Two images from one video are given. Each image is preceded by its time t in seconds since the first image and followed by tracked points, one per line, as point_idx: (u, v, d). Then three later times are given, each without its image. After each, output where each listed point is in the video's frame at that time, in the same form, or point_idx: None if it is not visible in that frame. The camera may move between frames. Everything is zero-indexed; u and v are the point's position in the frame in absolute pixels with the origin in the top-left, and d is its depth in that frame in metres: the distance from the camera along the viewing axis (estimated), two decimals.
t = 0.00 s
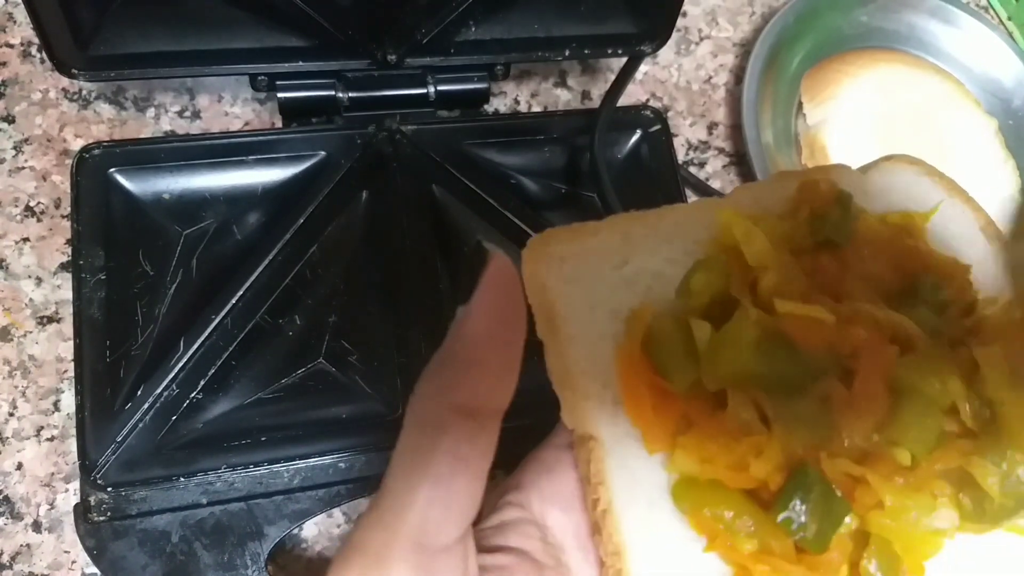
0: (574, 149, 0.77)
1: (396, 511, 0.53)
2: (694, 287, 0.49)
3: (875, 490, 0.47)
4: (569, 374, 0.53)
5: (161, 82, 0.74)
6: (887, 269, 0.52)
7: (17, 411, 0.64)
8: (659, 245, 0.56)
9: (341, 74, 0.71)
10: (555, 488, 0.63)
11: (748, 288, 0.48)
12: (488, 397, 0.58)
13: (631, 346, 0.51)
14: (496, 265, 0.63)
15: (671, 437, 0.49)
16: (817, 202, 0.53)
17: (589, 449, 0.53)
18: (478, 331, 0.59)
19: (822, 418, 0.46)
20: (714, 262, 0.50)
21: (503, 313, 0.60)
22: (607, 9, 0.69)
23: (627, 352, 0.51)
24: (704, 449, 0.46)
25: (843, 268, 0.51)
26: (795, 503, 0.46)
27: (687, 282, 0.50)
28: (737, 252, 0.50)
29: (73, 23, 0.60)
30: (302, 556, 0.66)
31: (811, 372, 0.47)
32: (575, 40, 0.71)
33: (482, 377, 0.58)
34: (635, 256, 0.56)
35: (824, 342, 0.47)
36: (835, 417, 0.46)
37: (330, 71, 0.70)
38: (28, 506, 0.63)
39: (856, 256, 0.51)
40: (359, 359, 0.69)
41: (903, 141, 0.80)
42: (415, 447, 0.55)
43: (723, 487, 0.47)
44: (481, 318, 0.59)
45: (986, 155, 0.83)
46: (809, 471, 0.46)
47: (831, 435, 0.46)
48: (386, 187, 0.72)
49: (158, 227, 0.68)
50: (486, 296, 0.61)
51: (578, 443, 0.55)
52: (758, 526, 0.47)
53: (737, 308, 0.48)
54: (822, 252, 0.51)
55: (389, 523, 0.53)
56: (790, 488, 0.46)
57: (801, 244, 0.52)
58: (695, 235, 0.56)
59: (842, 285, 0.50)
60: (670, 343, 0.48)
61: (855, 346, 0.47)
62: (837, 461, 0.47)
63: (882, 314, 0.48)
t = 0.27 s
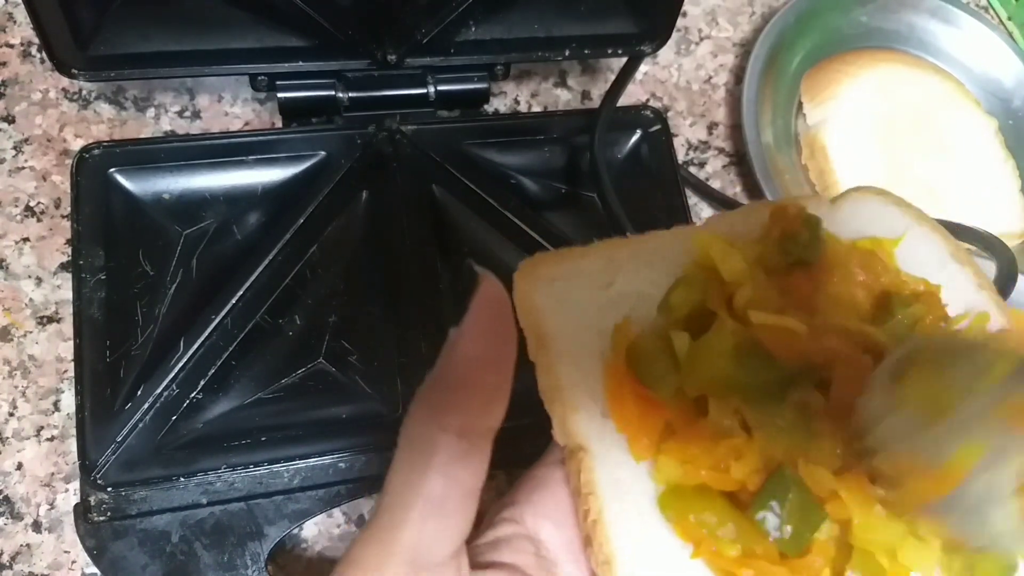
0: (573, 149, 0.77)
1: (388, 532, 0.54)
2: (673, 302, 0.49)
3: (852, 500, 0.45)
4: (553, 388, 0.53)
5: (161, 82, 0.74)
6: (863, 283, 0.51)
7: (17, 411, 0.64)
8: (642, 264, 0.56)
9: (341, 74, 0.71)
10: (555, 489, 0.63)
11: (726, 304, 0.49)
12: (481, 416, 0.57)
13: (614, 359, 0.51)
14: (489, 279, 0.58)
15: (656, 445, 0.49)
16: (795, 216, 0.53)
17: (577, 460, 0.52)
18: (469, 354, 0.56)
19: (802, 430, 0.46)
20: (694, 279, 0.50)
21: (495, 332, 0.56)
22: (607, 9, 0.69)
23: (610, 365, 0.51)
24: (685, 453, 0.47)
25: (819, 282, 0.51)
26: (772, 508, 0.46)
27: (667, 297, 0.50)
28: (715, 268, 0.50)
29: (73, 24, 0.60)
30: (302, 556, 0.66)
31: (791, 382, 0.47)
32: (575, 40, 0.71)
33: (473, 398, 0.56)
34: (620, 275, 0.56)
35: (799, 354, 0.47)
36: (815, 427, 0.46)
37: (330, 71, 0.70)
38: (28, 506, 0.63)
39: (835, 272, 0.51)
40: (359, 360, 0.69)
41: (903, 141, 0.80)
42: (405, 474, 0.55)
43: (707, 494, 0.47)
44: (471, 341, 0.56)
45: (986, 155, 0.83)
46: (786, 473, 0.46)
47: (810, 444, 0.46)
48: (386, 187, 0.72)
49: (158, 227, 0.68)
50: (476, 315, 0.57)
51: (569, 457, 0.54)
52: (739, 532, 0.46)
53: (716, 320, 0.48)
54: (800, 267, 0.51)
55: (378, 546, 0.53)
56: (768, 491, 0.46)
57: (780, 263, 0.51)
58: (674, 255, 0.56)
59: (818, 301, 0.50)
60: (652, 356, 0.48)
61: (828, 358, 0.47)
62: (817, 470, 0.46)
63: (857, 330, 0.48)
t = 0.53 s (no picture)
0: (573, 149, 0.77)
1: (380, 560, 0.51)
2: (688, 324, 0.48)
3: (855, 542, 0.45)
4: (559, 408, 0.53)
5: (161, 82, 0.74)
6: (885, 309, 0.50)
7: (17, 411, 0.64)
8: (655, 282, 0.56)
9: (340, 74, 0.71)
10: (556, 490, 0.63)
11: (742, 327, 0.48)
12: (476, 439, 0.56)
13: (623, 381, 0.51)
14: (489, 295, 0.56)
15: (663, 472, 0.48)
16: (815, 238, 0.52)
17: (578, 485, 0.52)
18: (468, 374, 0.55)
19: (812, 463, 0.45)
20: (709, 299, 0.49)
21: (495, 352, 0.55)
22: (607, 9, 0.69)
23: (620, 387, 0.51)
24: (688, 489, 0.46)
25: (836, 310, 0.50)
26: (777, 544, 0.45)
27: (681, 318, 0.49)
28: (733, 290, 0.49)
29: (73, 24, 0.60)
30: (302, 556, 0.66)
31: (803, 412, 0.46)
32: (576, 40, 0.71)
33: (470, 420, 0.55)
34: (633, 291, 0.56)
35: (813, 384, 0.47)
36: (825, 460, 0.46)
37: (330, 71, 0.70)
38: (28, 506, 0.63)
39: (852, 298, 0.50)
40: (359, 360, 0.69)
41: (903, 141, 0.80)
42: (399, 496, 0.53)
43: (711, 525, 0.47)
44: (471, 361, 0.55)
45: (986, 155, 0.83)
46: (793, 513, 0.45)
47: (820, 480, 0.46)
48: (387, 188, 0.73)
49: (158, 227, 0.69)
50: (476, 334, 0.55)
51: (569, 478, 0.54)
52: (744, 570, 0.46)
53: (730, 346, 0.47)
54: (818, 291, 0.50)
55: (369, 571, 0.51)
56: (773, 530, 0.45)
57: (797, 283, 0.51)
58: (690, 273, 0.57)
59: (834, 327, 0.49)
60: (662, 380, 0.48)
61: (842, 391, 0.47)
62: (823, 508, 0.46)
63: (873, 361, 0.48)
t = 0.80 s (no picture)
0: (573, 149, 0.77)
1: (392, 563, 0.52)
2: (703, 349, 0.47)
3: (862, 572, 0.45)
4: (568, 431, 0.52)
5: (161, 82, 0.74)
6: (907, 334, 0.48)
7: (17, 411, 0.64)
8: (670, 302, 0.55)
9: (340, 74, 0.71)
10: (556, 491, 0.62)
11: (759, 355, 0.46)
12: (486, 453, 0.55)
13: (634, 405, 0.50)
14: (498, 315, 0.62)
15: (672, 498, 0.47)
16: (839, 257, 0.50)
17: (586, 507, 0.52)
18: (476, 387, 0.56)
19: (823, 493, 0.45)
20: (726, 325, 0.48)
21: (503, 366, 0.57)
22: (607, 9, 0.69)
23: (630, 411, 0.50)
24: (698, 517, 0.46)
25: (864, 329, 0.47)
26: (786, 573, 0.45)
27: (697, 343, 0.48)
28: (749, 315, 0.48)
29: (73, 24, 0.60)
30: (302, 556, 0.66)
31: (818, 442, 0.45)
32: (575, 40, 0.71)
33: (479, 433, 0.55)
34: (647, 312, 0.55)
35: (831, 413, 0.45)
36: (835, 490, 0.45)
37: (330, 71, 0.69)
38: (28, 506, 0.63)
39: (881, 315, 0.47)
40: (359, 359, 0.69)
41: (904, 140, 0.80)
42: (409, 504, 0.54)
43: (718, 552, 0.46)
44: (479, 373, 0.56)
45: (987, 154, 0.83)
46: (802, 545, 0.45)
47: (829, 509, 0.45)
48: (387, 187, 0.73)
49: (158, 227, 0.69)
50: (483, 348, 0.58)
51: (576, 496, 0.54)
52: None
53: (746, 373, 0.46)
54: (841, 311, 0.48)
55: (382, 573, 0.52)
56: (782, 558, 0.45)
57: (819, 304, 0.48)
58: (706, 295, 0.55)
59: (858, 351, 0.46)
60: (675, 407, 0.47)
61: (860, 419, 0.45)
62: (830, 536, 0.46)
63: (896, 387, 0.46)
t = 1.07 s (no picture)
0: (573, 149, 0.77)
1: (400, 562, 0.54)
2: (719, 343, 0.48)
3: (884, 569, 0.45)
4: (582, 426, 0.53)
5: (161, 82, 0.74)
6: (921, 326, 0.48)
7: (17, 411, 0.64)
8: (685, 295, 0.56)
9: (340, 74, 0.71)
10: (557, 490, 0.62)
11: (778, 349, 0.46)
12: (496, 451, 0.57)
13: (650, 403, 0.51)
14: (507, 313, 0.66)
15: (691, 494, 0.48)
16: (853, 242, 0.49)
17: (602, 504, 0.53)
18: (486, 385, 0.59)
19: (842, 488, 0.45)
20: (744, 318, 0.48)
21: (515, 365, 0.60)
22: (606, 10, 0.69)
23: (647, 408, 0.51)
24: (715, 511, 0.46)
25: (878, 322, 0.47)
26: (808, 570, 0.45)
27: (713, 336, 0.48)
28: (765, 308, 0.48)
29: (73, 25, 0.60)
30: (302, 556, 0.66)
31: (836, 438, 0.45)
32: (575, 40, 0.71)
33: (487, 432, 0.57)
34: (661, 306, 0.56)
35: (849, 407, 0.45)
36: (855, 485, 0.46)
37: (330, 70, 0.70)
38: (28, 506, 0.63)
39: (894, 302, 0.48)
40: (359, 360, 0.69)
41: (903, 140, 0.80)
42: (421, 501, 0.56)
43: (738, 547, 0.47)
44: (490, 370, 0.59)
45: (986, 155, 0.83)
46: (821, 541, 0.45)
47: (850, 504, 0.45)
48: (387, 187, 0.73)
49: (158, 227, 0.69)
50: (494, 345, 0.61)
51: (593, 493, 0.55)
52: None
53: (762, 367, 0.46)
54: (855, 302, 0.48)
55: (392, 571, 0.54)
56: (802, 554, 0.46)
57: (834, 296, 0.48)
58: (719, 289, 0.56)
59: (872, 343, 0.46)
60: (691, 403, 0.47)
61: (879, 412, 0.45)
62: (850, 531, 0.46)
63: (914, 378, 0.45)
